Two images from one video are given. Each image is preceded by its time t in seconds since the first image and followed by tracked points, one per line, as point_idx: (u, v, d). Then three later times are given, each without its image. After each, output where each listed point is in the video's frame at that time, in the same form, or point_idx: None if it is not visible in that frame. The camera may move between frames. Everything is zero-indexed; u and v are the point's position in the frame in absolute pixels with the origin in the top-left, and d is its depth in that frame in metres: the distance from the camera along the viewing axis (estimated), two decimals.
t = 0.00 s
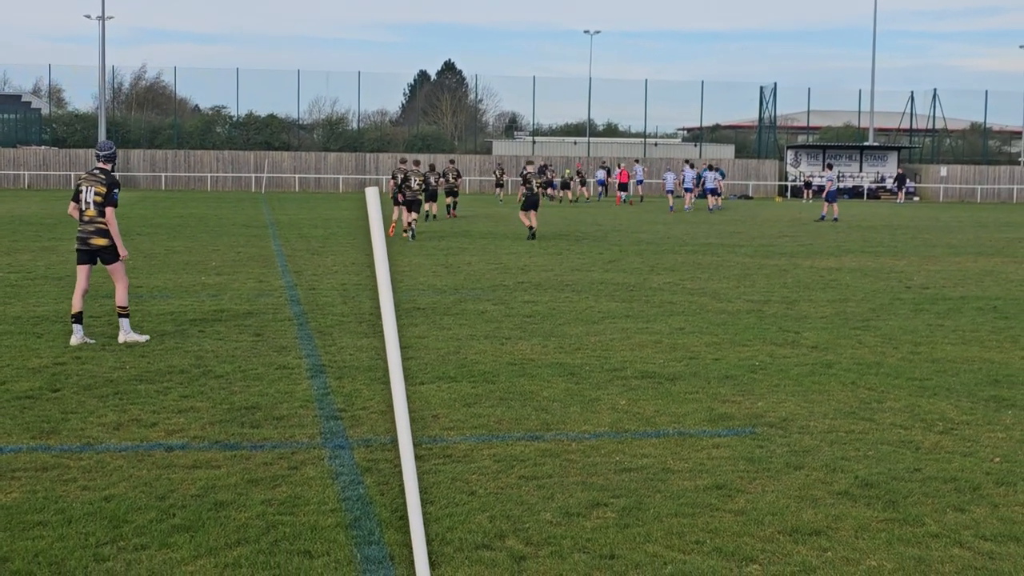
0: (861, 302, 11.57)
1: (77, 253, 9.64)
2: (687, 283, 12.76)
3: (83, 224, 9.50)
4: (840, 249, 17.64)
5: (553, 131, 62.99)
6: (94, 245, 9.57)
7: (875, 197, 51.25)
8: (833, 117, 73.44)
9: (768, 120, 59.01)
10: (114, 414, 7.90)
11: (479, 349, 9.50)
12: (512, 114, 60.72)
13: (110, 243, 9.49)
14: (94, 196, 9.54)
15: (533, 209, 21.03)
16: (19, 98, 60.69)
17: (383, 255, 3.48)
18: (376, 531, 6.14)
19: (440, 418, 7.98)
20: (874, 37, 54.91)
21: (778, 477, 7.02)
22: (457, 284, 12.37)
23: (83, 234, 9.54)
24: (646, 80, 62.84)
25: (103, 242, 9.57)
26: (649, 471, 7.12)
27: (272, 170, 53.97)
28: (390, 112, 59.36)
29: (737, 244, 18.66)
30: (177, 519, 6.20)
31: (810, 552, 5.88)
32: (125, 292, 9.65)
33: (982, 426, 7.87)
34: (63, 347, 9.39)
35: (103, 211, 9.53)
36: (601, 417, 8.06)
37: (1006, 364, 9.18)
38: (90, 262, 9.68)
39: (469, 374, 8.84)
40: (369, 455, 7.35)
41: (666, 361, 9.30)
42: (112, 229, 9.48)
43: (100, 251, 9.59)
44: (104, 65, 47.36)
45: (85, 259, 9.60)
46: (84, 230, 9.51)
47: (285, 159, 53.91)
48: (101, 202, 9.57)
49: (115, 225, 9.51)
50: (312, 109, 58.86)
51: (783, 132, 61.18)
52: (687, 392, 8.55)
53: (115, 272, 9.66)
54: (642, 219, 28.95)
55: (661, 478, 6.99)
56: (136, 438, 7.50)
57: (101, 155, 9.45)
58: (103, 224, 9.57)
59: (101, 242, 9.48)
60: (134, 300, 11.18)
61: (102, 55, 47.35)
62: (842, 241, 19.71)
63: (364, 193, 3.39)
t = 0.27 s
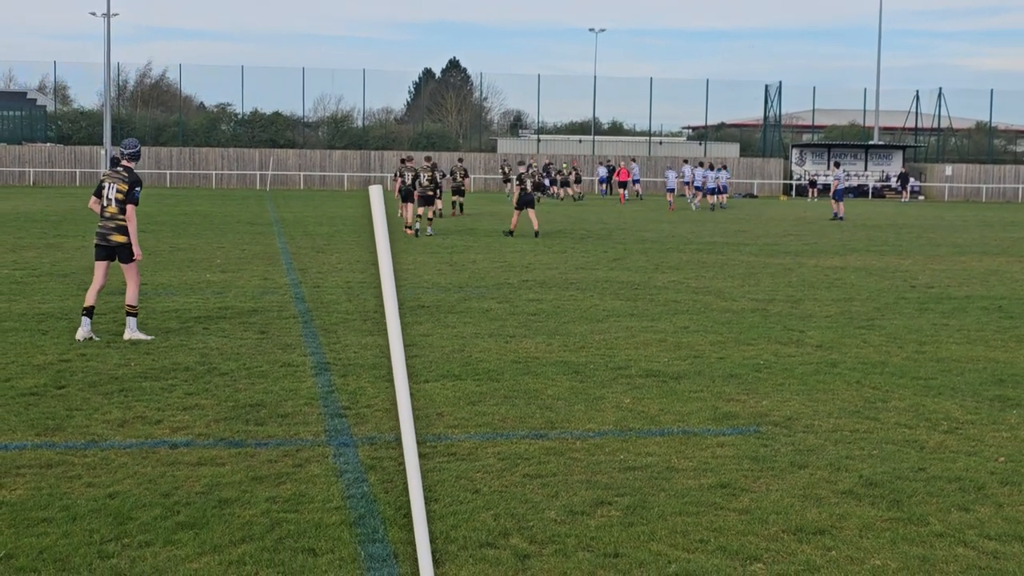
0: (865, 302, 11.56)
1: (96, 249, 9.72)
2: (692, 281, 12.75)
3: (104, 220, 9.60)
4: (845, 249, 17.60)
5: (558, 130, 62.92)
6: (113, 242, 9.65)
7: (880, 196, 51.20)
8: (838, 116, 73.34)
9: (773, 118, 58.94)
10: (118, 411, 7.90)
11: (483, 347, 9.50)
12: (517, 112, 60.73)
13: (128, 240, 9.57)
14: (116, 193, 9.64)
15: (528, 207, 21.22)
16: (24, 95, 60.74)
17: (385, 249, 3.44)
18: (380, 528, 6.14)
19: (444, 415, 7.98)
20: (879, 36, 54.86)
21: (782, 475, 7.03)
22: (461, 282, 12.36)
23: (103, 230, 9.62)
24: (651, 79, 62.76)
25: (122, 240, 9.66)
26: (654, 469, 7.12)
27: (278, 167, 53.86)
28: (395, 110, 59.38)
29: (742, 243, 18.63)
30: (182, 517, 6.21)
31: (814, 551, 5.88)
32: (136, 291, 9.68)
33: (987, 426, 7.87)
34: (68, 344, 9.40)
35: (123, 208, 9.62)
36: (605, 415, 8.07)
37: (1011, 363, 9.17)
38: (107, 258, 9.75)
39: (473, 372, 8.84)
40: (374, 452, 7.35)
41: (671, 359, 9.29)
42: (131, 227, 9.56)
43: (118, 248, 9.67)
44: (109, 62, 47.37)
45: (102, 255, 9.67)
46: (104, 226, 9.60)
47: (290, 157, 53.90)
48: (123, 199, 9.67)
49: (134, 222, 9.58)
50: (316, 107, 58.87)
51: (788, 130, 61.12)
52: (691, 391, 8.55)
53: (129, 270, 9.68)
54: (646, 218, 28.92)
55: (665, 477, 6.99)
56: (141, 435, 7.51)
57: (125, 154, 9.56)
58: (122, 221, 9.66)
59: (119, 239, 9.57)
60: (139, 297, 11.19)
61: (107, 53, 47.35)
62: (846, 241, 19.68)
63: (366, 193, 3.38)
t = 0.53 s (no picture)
0: (871, 301, 11.54)
1: (110, 244, 9.77)
2: (697, 280, 12.73)
3: (121, 216, 9.66)
4: (851, 248, 17.57)
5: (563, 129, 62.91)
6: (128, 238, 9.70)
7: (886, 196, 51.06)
8: (844, 117, 73.26)
9: (779, 118, 58.89)
10: (124, 409, 7.91)
11: (488, 346, 9.49)
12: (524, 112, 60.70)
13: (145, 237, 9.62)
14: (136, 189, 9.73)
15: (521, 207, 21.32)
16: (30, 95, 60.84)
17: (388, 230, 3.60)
18: (385, 528, 6.13)
19: (449, 414, 7.99)
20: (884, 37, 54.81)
21: (787, 475, 7.01)
22: (467, 281, 12.36)
23: (119, 226, 9.68)
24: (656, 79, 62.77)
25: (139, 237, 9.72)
26: (658, 469, 7.12)
27: (283, 167, 53.73)
28: (401, 109, 59.40)
29: (747, 242, 18.60)
30: (187, 515, 6.21)
31: (820, 551, 5.87)
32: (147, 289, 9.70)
33: (992, 426, 7.85)
34: (73, 343, 9.38)
35: (143, 205, 9.72)
36: (610, 414, 8.06)
37: (1017, 363, 9.15)
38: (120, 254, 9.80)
39: (478, 371, 8.84)
40: (379, 451, 7.35)
41: (676, 358, 9.28)
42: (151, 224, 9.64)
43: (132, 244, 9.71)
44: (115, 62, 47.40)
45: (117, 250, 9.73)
46: (120, 221, 9.64)
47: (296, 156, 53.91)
48: (142, 197, 9.76)
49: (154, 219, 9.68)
50: (322, 106, 58.89)
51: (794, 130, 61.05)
52: (697, 390, 8.54)
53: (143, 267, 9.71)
54: (651, 217, 28.89)
55: (670, 477, 6.99)
56: (146, 434, 7.52)
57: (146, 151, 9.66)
58: (140, 218, 9.74)
59: (135, 235, 9.62)
60: (145, 296, 11.20)
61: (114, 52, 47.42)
62: (852, 240, 19.65)
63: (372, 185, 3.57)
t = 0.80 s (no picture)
0: (874, 303, 11.53)
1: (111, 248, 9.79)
2: (700, 282, 12.72)
3: (120, 219, 9.66)
4: (855, 250, 17.57)
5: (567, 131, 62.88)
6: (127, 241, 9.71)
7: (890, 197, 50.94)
8: (847, 117, 73.18)
9: (782, 119, 58.81)
10: (127, 412, 7.92)
11: (491, 348, 9.49)
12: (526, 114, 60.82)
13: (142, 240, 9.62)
14: (137, 193, 9.75)
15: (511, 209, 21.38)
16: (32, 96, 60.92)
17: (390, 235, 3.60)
18: (388, 530, 6.14)
19: (452, 417, 7.98)
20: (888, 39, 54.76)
21: (791, 478, 7.01)
22: (470, 283, 12.36)
23: (118, 229, 9.68)
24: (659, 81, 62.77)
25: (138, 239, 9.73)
26: (662, 471, 7.11)
27: (286, 168, 53.96)
28: (404, 111, 59.39)
29: (750, 244, 18.62)
30: (190, 517, 6.22)
31: (823, 554, 5.86)
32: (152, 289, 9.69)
33: (996, 428, 7.84)
34: (76, 345, 9.38)
35: (143, 208, 9.72)
36: (613, 416, 8.06)
37: (1021, 365, 9.14)
38: (121, 257, 9.82)
39: (481, 373, 8.84)
40: (382, 454, 7.35)
41: (679, 361, 9.27)
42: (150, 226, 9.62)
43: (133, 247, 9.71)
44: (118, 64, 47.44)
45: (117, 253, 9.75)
46: (119, 224, 9.65)
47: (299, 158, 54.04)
48: (143, 200, 9.77)
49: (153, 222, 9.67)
50: (325, 108, 58.88)
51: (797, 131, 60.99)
52: (700, 392, 8.54)
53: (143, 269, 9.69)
54: (654, 219, 28.90)
55: (673, 479, 6.98)
56: (149, 436, 7.53)
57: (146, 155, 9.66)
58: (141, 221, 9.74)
59: (133, 238, 9.62)
60: (148, 298, 11.21)
61: (117, 53, 47.47)
62: (855, 242, 19.64)
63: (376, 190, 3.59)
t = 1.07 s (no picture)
0: (878, 308, 11.52)
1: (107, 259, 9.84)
2: (704, 288, 12.70)
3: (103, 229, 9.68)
4: (858, 255, 17.55)
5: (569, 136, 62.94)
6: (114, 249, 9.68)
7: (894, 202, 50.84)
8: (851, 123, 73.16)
9: (786, 125, 58.78)
10: (130, 418, 7.92)
11: (495, 354, 9.48)
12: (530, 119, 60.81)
13: (122, 243, 9.50)
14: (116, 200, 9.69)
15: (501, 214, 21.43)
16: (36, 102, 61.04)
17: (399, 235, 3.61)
18: (392, 536, 6.12)
19: (456, 423, 7.97)
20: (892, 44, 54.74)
21: (795, 483, 6.99)
22: (473, 289, 12.35)
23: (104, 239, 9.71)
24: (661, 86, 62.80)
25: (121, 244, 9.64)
26: (666, 477, 7.10)
27: (289, 175, 53.83)
28: (407, 117, 59.41)
29: (754, 249, 18.60)
30: (193, 524, 6.21)
31: (828, 560, 5.85)
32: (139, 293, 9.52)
33: (1001, 433, 7.82)
34: (80, 351, 9.37)
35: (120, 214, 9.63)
36: (617, 422, 8.04)
37: None
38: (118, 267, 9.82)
39: (485, 379, 8.82)
40: (386, 460, 7.35)
41: (683, 366, 9.25)
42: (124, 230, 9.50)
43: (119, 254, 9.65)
44: (123, 71, 47.52)
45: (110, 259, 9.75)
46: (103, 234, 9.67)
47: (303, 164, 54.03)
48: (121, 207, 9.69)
49: (127, 225, 9.53)
50: (329, 114, 58.89)
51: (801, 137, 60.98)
52: (704, 398, 8.53)
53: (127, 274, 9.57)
54: (657, 224, 28.89)
55: (678, 485, 6.97)
56: (153, 442, 7.52)
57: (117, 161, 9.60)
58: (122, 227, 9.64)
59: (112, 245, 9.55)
60: (152, 304, 11.21)
61: (121, 59, 47.56)
62: (859, 247, 19.59)
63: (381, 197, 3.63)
